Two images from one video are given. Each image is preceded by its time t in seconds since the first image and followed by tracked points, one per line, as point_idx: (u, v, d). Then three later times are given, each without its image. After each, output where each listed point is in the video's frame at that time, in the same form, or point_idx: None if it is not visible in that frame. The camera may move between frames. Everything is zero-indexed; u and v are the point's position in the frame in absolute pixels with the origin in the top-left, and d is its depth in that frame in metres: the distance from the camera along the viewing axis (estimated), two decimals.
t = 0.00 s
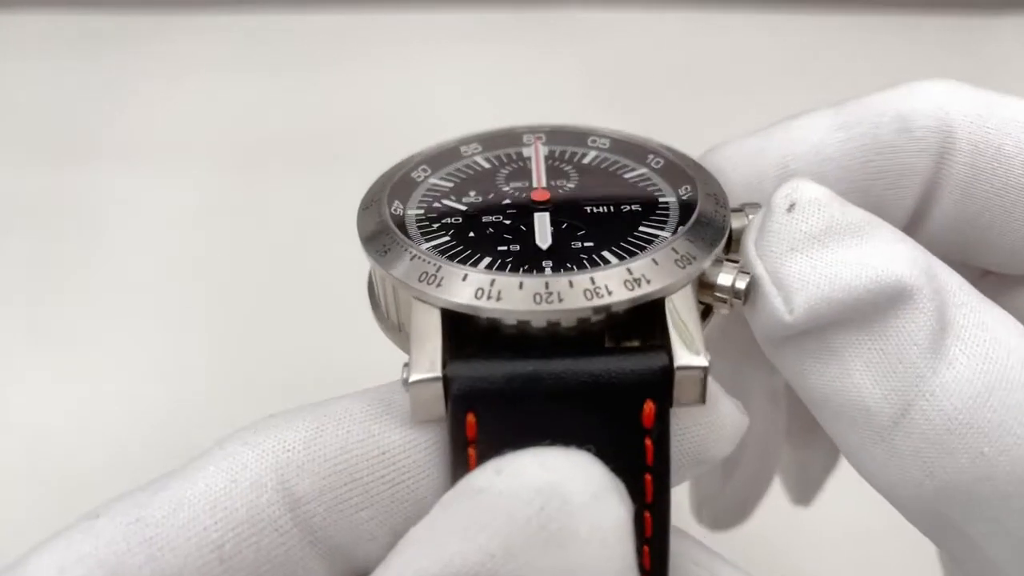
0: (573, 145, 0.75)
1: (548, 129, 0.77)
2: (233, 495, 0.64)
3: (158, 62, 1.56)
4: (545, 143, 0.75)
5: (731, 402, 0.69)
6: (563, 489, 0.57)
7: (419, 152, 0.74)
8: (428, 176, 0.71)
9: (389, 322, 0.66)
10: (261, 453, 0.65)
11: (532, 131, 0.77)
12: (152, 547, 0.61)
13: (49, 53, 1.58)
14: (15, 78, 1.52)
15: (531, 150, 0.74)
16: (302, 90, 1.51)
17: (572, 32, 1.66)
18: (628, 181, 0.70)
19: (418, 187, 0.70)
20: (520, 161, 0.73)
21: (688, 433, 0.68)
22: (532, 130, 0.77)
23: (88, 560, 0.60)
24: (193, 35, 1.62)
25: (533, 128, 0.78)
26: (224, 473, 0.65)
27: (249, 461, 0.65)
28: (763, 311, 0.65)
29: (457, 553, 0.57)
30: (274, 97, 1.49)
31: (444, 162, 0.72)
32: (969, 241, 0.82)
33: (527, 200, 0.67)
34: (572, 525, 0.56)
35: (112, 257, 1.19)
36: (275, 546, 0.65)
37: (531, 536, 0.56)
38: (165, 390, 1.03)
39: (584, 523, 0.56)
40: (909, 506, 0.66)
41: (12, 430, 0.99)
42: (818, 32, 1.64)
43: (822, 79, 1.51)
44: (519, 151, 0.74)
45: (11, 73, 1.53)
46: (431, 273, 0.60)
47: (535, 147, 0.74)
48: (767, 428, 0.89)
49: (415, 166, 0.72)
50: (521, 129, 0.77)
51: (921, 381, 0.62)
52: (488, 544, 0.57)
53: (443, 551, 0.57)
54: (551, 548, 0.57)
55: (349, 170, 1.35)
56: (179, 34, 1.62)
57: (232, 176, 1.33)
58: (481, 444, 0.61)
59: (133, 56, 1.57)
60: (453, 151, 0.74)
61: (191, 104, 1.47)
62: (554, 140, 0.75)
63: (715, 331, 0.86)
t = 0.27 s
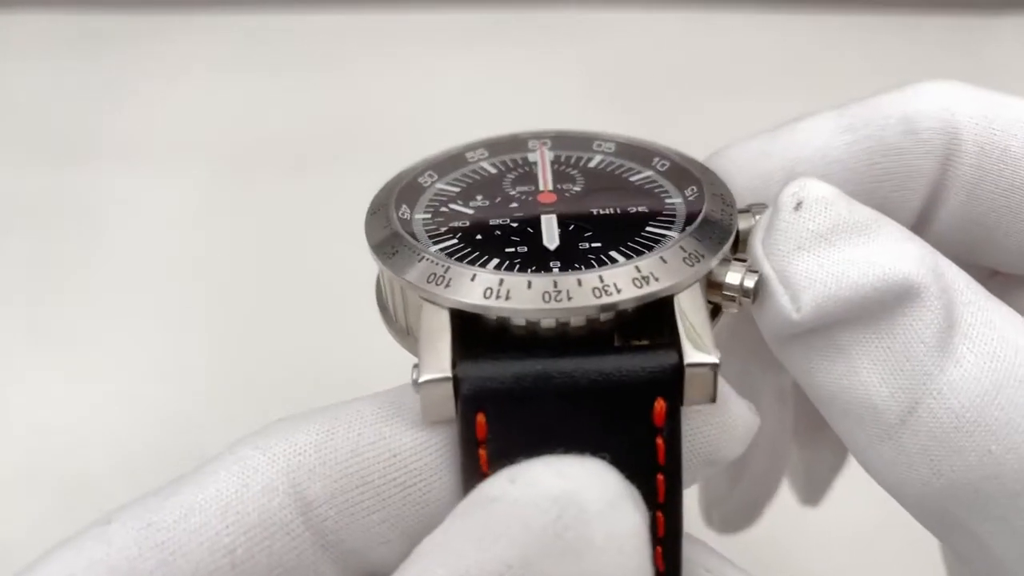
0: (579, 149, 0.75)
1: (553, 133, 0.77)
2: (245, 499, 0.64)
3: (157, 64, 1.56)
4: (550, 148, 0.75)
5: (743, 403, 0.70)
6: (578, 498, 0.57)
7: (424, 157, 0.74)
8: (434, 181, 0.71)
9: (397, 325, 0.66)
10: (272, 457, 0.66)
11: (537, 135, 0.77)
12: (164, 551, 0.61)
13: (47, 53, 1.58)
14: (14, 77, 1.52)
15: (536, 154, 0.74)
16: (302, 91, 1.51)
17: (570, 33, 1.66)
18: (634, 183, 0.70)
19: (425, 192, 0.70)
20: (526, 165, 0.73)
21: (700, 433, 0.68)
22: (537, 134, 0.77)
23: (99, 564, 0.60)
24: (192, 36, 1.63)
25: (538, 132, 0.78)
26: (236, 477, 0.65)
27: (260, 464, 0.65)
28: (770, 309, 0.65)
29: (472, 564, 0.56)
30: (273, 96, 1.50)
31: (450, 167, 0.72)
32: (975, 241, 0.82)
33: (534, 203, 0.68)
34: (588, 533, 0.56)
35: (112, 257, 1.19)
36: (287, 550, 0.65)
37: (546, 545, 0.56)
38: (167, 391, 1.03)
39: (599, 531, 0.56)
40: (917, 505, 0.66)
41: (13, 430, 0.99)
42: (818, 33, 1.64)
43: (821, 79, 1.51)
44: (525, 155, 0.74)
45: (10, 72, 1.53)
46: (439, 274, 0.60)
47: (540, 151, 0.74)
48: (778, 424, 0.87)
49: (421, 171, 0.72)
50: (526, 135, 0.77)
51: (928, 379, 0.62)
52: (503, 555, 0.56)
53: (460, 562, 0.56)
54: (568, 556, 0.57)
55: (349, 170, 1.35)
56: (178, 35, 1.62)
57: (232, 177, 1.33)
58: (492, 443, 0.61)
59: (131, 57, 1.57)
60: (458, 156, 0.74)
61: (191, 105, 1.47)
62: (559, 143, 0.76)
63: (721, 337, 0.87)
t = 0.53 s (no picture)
0: (580, 149, 0.75)
1: (555, 134, 0.77)
2: (251, 504, 0.64)
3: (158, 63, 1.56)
4: (551, 148, 0.75)
5: (749, 404, 0.70)
6: (591, 507, 0.57)
7: (426, 158, 0.74)
8: (436, 182, 0.71)
9: (402, 326, 0.66)
10: (278, 461, 0.66)
11: (539, 136, 0.77)
12: (171, 557, 0.61)
13: (44, 53, 1.58)
14: (13, 77, 1.52)
15: (538, 154, 0.74)
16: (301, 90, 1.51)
17: (570, 34, 1.66)
18: (636, 184, 0.70)
19: (427, 193, 0.70)
20: (528, 166, 0.73)
21: (707, 434, 0.68)
22: (538, 135, 0.77)
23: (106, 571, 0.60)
24: (190, 36, 1.63)
25: (540, 132, 0.78)
26: (242, 482, 0.65)
27: (266, 469, 0.66)
28: (774, 307, 0.65)
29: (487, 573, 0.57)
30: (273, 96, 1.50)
31: (452, 168, 0.73)
32: (980, 241, 0.82)
33: (536, 203, 0.68)
34: (602, 541, 0.57)
35: (113, 257, 1.20)
36: (294, 554, 0.65)
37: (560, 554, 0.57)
38: (169, 391, 1.04)
39: (613, 539, 0.57)
40: (920, 502, 0.66)
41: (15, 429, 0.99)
42: (816, 33, 1.64)
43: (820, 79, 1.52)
44: (527, 155, 0.74)
45: (8, 72, 1.53)
46: (445, 276, 0.61)
47: (542, 152, 0.75)
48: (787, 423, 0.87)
49: (423, 173, 0.72)
50: (526, 135, 0.77)
51: (932, 376, 0.63)
52: (518, 563, 0.57)
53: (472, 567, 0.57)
54: (580, 563, 0.58)
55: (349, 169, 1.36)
56: (176, 35, 1.63)
57: (233, 177, 1.33)
58: (500, 445, 0.61)
59: (132, 57, 1.57)
60: (460, 157, 0.74)
61: (190, 105, 1.47)
62: (561, 143, 0.76)
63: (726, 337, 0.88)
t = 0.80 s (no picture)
0: (583, 148, 0.74)
1: (558, 132, 0.77)
2: (247, 501, 0.63)
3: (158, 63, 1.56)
4: (554, 147, 0.74)
5: (749, 402, 0.69)
6: (588, 505, 0.56)
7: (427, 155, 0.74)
8: (437, 179, 0.70)
9: (400, 326, 0.66)
10: (274, 458, 0.65)
11: (542, 134, 0.76)
12: (166, 554, 0.61)
13: (44, 53, 1.57)
14: (12, 77, 1.51)
15: (540, 152, 0.74)
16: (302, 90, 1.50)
17: (571, 34, 1.65)
18: (638, 181, 0.69)
19: (428, 191, 0.69)
20: (530, 164, 0.72)
21: (707, 433, 0.67)
22: (541, 133, 0.76)
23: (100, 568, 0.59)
24: (190, 36, 1.62)
25: (542, 130, 0.77)
26: (238, 479, 0.64)
27: (262, 465, 0.65)
28: (777, 308, 0.64)
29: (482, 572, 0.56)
30: (273, 96, 1.49)
31: (453, 166, 0.72)
32: (986, 240, 0.81)
33: (537, 200, 0.67)
34: (598, 540, 0.57)
35: (113, 257, 1.19)
36: (289, 552, 0.64)
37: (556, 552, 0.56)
38: (168, 390, 1.03)
39: (609, 538, 0.56)
40: (924, 506, 0.65)
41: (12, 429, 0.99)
42: (818, 33, 1.64)
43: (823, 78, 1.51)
44: (529, 153, 0.74)
45: (8, 72, 1.53)
46: (443, 272, 0.60)
47: (544, 150, 0.74)
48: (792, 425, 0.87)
49: (425, 170, 0.72)
50: (529, 133, 0.76)
51: (936, 379, 0.62)
52: (513, 563, 0.56)
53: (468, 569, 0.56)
54: (576, 562, 0.57)
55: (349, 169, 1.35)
56: (176, 34, 1.62)
57: (233, 176, 1.32)
58: (496, 443, 0.60)
59: (132, 57, 1.56)
60: (462, 155, 0.73)
61: (190, 104, 1.47)
62: (564, 142, 0.75)
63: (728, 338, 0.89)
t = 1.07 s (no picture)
0: (580, 149, 0.75)
1: (555, 135, 0.77)
2: (238, 492, 0.64)
3: (159, 63, 1.56)
4: (551, 149, 0.75)
5: (743, 397, 0.69)
6: (575, 498, 0.56)
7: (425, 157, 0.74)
8: (434, 180, 0.71)
9: (395, 323, 0.66)
10: (266, 449, 0.66)
11: (539, 137, 0.77)
12: (157, 545, 0.61)
13: (45, 52, 1.58)
14: (13, 77, 1.52)
15: (537, 154, 0.74)
16: (302, 90, 1.51)
17: (571, 34, 1.65)
18: (634, 181, 0.70)
19: (425, 190, 0.70)
20: (527, 165, 0.73)
21: (700, 429, 0.67)
22: (538, 137, 0.77)
23: (93, 559, 0.60)
24: (191, 36, 1.62)
25: (540, 133, 0.78)
26: (230, 470, 0.65)
27: (254, 457, 0.65)
28: (772, 305, 0.65)
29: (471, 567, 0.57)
30: (273, 96, 1.49)
31: (452, 167, 0.72)
32: (982, 241, 0.81)
33: (532, 198, 0.67)
34: (586, 534, 0.56)
35: (113, 257, 1.19)
36: (281, 543, 0.65)
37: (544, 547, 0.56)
38: (168, 390, 1.03)
39: (597, 531, 0.56)
40: (919, 503, 0.65)
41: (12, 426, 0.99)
42: (818, 33, 1.64)
43: (823, 78, 1.51)
44: (526, 155, 0.74)
45: (9, 72, 1.53)
46: (437, 265, 0.60)
47: (541, 151, 0.74)
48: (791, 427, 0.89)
49: (422, 171, 0.72)
50: (527, 136, 0.77)
51: (930, 376, 0.62)
52: (501, 557, 0.56)
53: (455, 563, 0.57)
54: (565, 556, 0.57)
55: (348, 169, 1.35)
56: (177, 34, 1.62)
57: (232, 177, 1.33)
58: (488, 433, 0.60)
59: (132, 57, 1.57)
60: (460, 158, 0.74)
61: (190, 104, 1.47)
62: (561, 144, 0.75)
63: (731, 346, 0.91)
